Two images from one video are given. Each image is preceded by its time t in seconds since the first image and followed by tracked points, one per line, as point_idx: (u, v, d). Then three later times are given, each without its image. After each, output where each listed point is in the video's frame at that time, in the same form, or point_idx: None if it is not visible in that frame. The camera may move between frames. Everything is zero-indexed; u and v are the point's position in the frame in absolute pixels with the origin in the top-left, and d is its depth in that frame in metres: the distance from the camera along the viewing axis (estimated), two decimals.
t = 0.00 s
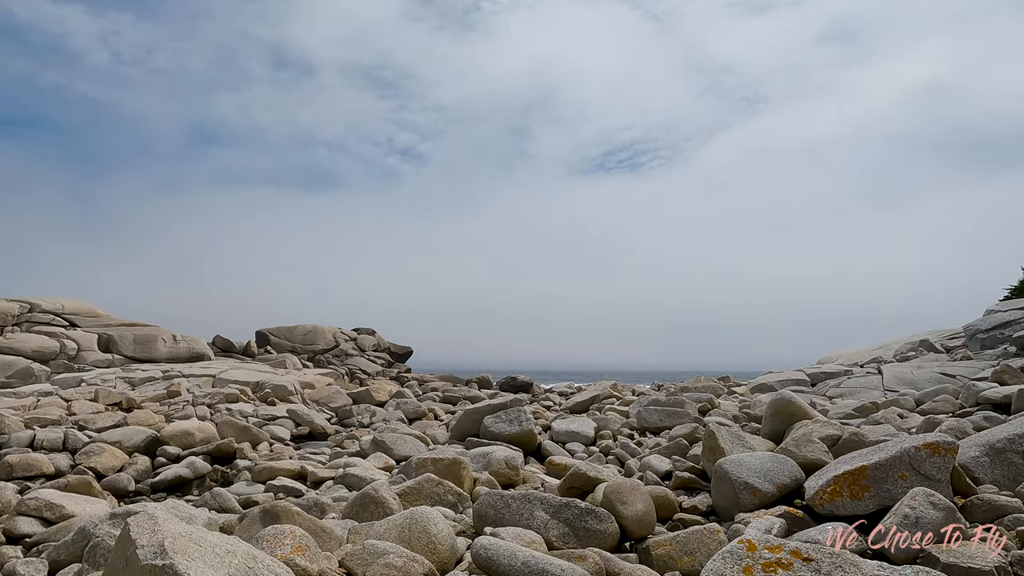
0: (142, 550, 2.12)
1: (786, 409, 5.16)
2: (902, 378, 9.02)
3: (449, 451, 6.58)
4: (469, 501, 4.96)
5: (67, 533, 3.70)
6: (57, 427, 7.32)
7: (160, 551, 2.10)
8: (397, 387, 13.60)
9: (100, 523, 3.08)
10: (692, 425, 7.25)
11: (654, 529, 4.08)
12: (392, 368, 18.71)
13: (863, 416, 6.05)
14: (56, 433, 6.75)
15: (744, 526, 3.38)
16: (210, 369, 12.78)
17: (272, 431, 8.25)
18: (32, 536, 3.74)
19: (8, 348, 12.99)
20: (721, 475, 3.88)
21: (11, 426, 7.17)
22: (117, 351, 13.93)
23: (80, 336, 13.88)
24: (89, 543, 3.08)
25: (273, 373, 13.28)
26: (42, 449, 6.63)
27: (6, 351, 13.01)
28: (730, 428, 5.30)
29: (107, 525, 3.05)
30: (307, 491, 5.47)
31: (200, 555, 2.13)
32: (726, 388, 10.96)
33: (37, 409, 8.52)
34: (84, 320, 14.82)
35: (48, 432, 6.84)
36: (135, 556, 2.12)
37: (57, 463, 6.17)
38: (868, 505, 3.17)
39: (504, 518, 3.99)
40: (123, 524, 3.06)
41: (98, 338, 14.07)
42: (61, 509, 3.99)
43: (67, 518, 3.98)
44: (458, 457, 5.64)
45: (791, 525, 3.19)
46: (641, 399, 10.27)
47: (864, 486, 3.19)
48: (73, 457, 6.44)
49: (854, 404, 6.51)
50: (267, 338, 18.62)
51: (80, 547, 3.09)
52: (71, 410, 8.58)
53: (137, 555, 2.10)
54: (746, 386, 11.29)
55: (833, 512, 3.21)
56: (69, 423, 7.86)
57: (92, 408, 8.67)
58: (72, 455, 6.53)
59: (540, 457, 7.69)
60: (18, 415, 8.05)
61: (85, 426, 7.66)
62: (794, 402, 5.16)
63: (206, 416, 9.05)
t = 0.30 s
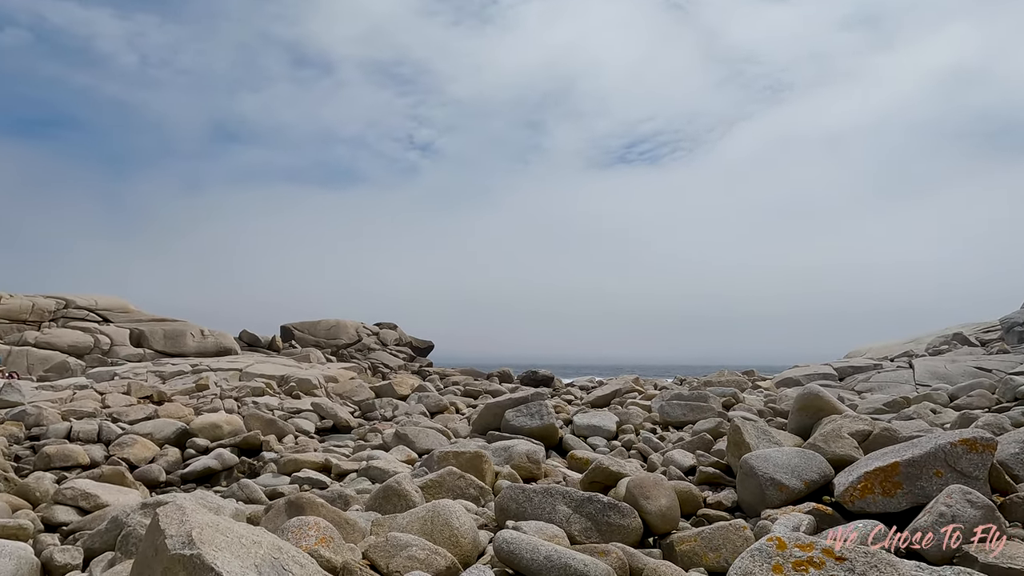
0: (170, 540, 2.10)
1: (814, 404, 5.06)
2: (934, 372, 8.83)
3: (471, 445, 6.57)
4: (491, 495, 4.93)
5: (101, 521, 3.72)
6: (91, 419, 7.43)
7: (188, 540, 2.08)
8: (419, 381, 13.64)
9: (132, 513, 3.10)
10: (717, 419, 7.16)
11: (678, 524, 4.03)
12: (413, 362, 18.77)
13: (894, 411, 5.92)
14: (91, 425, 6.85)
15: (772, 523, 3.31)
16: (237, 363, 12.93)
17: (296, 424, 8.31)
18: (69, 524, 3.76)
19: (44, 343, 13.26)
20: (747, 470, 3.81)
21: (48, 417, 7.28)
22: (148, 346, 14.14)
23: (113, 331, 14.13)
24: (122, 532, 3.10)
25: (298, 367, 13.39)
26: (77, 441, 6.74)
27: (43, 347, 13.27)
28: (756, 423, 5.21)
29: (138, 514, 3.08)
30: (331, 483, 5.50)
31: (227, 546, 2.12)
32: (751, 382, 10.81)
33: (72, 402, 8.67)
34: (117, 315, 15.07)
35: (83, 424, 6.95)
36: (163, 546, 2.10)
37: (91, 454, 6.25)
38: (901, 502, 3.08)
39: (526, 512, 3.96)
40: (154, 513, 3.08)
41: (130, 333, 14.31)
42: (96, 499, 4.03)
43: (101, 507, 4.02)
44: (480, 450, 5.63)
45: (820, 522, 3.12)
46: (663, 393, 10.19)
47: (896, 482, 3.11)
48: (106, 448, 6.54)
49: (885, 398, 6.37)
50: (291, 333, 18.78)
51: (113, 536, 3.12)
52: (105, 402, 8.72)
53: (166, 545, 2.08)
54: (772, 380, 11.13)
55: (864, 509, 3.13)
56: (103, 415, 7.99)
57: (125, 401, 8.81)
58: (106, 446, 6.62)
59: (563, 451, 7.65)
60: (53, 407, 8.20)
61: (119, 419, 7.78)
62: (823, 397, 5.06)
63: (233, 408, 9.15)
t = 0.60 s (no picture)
0: (212, 525, 2.11)
1: (849, 398, 4.97)
2: (975, 365, 8.60)
3: (499, 437, 6.58)
4: (519, 486, 4.94)
5: (145, 507, 3.78)
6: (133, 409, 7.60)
7: (229, 526, 2.09)
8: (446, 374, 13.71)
9: (174, 499, 3.16)
10: (747, 413, 7.07)
11: (709, 518, 3.98)
12: (440, 355, 18.88)
13: (932, 405, 5.78)
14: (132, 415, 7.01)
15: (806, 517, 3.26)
16: (268, 355, 13.12)
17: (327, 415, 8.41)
18: (115, 509, 3.84)
19: (87, 336, 13.60)
20: (780, 464, 3.75)
21: (93, 407, 7.43)
22: (184, 339, 14.42)
23: (152, 325, 14.46)
24: (164, 517, 3.16)
25: (328, 359, 13.55)
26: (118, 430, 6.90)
27: (85, 340, 13.62)
28: (789, 417, 5.13)
29: (179, 500, 3.13)
30: (361, 473, 5.55)
31: (266, 532, 2.14)
32: (782, 375, 10.67)
33: (114, 393, 8.88)
34: (155, 309, 15.40)
35: (124, 413, 7.11)
36: (205, 531, 2.11)
37: (133, 443, 6.39)
38: (943, 498, 3.00)
39: (555, 503, 3.95)
40: (195, 500, 3.14)
41: (167, 327, 14.62)
42: (140, 485, 4.11)
43: (145, 494, 4.10)
44: (508, 442, 5.63)
45: (856, 517, 3.07)
46: (691, 386, 10.10)
47: (938, 478, 3.03)
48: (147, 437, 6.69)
49: (923, 392, 6.22)
50: (320, 326, 19.01)
51: (156, 521, 3.18)
52: (145, 392, 8.93)
53: (208, 530, 2.09)
54: (803, 373, 10.96)
55: (903, 505, 3.07)
56: (144, 405, 8.18)
57: (164, 392, 9.01)
58: (147, 435, 6.77)
59: (590, 443, 7.63)
60: (97, 397, 8.41)
61: (158, 409, 7.94)
62: (858, 390, 4.96)
63: (266, 399, 9.29)
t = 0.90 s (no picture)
0: (259, 510, 2.14)
1: (889, 390, 4.87)
2: (1018, 357, 8.37)
3: (529, 427, 6.59)
4: (552, 477, 4.94)
5: (191, 492, 3.86)
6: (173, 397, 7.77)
7: (276, 512, 2.13)
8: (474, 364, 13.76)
9: (219, 484, 3.22)
10: (781, 405, 6.98)
11: (745, 511, 3.94)
12: (467, 346, 18.95)
13: (976, 398, 5.64)
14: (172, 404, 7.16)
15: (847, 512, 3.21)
16: (300, 346, 13.30)
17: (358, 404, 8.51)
18: (161, 494, 3.93)
19: (130, 327, 13.89)
20: (818, 457, 3.69)
21: (137, 396, 7.61)
22: (220, 330, 14.68)
23: (189, 316, 14.77)
24: (210, 502, 3.22)
25: (358, 350, 13.70)
26: (160, 417, 7.06)
27: (127, 331, 13.93)
28: (827, 409, 5.04)
29: (224, 486, 3.19)
30: (395, 462, 5.60)
31: (311, 517, 2.17)
32: (815, 367, 10.50)
33: (155, 382, 9.09)
34: (192, 302, 15.71)
35: (166, 402, 7.28)
36: (253, 516, 2.14)
37: (175, 430, 6.54)
38: (992, 494, 2.92)
39: (588, 494, 3.95)
40: (239, 486, 3.20)
41: (204, 318, 14.91)
42: (184, 471, 4.20)
43: (189, 479, 4.19)
44: (540, 432, 5.63)
45: (900, 512, 3.01)
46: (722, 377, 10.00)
47: (986, 473, 2.95)
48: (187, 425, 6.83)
49: (965, 385, 6.07)
50: (349, 317, 19.21)
51: (202, 506, 3.24)
52: (184, 382, 9.12)
53: (256, 515, 2.12)
54: (837, 365, 10.78)
55: (949, 500, 3.01)
56: (183, 394, 8.35)
57: (202, 381, 9.19)
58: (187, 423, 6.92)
59: (619, 435, 7.60)
60: (140, 386, 8.62)
61: (197, 398, 8.11)
62: (899, 382, 4.86)
63: (299, 389, 9.43)
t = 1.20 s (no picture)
0: (298, 496, 2.15)
1: (929, 382, 4.75)
2: None
3: (557, 417, 6.57)
4: (580, 466, 4.92)
5: (228, 478, 3.92)
6: (208, 386, 7.90)
7: (314, 497, 2.14)
8: (498, 354, 13.78)
9: (256, 470, 3.26)
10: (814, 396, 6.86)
11: (779, 503, 3.88)
12: (492, 336, 18.97)
13: (1019, 390, 5.48)
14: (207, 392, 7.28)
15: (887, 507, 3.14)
16: (328, 336, 13.44)
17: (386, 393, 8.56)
18: (200, 479, 3.99)
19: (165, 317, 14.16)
20: (856, 450, 3.62)
21: (173, 384, 7.75)
22: (251, 320, 14.91)
23: (222, 307, 15.01)
24: (248, 487, 3.26)
25: (384, 340, 13.79)
26: (195, 404, 7.18)
27: (163, 322, 14.21)
28: (863, 401, 4.94)
29: (261, 472, 3.23)
30: (424, 450, 5.63)
31: (348, 503, 2.18)
32: (847, 357, 10.31)
33: (190, 371, 9.26)
34: (224, 293, 15.96)
35: (201, 390, 7.40)
36: (291, 501, 2.15)
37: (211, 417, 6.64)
38: None
39: (619, 484, 3.92)
40: (276, 471, 3.23)
41: (235, 309, 15.15)
42: (222, 457, 4.27)
43: (226, 465, 4.25)
44: (568, 422, 5.61)
45: (943, 507, 2.94)
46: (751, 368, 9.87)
47: None
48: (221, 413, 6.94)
49: (1007, 376, 5.90)
50: (375, 308, 19.35)
51: (240, 491, 3.28)
52: (217, 371, 9.27)
53: (294, 501, 2.13)
54: (871, 356, 10.57)
55: (995, 495, 2.93)
56: (217, 382, 8.49)
57: (234, 370, 9.33)
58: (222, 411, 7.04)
59: (647, 425, 7.54)
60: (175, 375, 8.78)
61: (231, 386, 8.24)
62: (940, 374, 4.74)
63: (328, 378, 9.52)
